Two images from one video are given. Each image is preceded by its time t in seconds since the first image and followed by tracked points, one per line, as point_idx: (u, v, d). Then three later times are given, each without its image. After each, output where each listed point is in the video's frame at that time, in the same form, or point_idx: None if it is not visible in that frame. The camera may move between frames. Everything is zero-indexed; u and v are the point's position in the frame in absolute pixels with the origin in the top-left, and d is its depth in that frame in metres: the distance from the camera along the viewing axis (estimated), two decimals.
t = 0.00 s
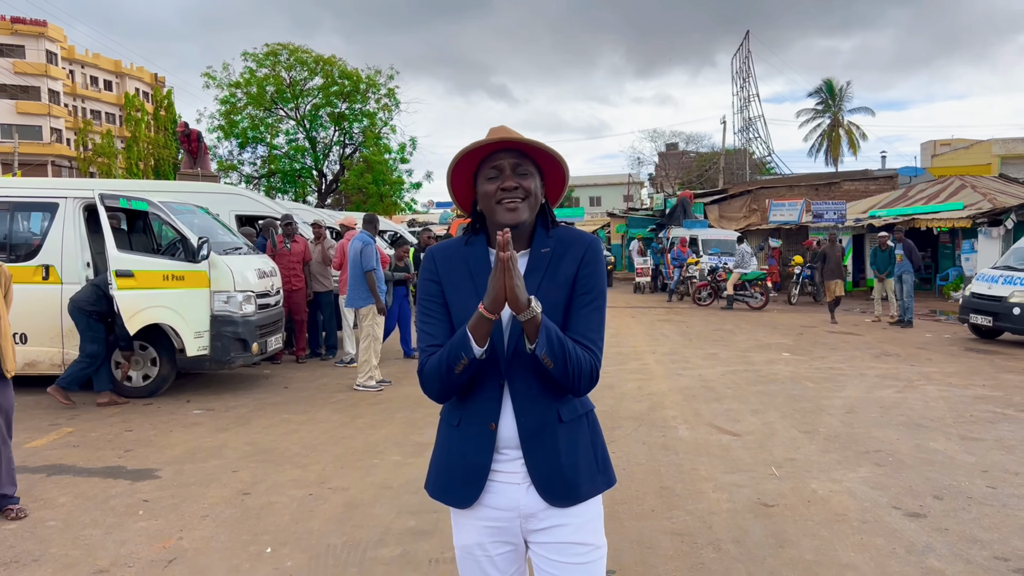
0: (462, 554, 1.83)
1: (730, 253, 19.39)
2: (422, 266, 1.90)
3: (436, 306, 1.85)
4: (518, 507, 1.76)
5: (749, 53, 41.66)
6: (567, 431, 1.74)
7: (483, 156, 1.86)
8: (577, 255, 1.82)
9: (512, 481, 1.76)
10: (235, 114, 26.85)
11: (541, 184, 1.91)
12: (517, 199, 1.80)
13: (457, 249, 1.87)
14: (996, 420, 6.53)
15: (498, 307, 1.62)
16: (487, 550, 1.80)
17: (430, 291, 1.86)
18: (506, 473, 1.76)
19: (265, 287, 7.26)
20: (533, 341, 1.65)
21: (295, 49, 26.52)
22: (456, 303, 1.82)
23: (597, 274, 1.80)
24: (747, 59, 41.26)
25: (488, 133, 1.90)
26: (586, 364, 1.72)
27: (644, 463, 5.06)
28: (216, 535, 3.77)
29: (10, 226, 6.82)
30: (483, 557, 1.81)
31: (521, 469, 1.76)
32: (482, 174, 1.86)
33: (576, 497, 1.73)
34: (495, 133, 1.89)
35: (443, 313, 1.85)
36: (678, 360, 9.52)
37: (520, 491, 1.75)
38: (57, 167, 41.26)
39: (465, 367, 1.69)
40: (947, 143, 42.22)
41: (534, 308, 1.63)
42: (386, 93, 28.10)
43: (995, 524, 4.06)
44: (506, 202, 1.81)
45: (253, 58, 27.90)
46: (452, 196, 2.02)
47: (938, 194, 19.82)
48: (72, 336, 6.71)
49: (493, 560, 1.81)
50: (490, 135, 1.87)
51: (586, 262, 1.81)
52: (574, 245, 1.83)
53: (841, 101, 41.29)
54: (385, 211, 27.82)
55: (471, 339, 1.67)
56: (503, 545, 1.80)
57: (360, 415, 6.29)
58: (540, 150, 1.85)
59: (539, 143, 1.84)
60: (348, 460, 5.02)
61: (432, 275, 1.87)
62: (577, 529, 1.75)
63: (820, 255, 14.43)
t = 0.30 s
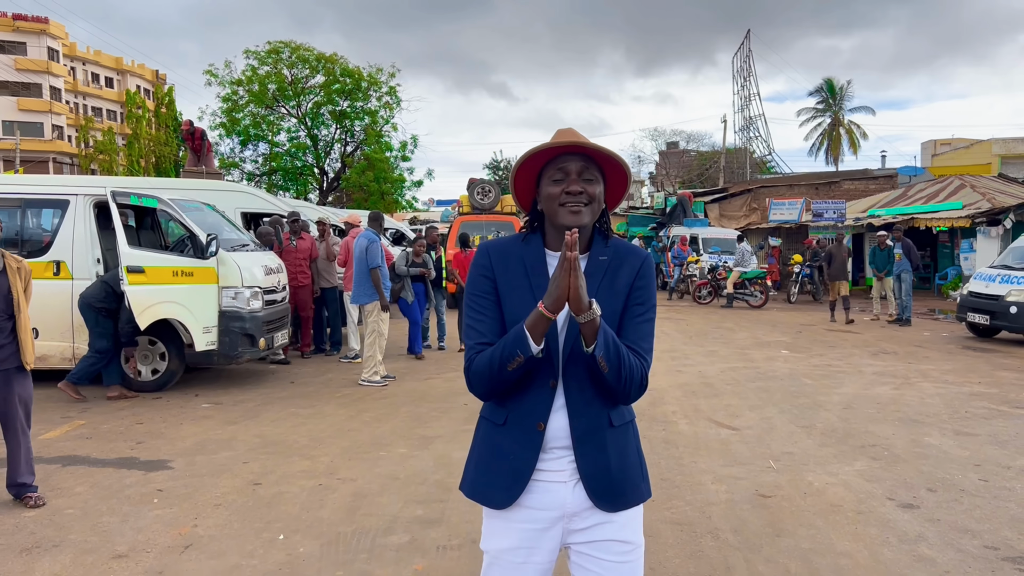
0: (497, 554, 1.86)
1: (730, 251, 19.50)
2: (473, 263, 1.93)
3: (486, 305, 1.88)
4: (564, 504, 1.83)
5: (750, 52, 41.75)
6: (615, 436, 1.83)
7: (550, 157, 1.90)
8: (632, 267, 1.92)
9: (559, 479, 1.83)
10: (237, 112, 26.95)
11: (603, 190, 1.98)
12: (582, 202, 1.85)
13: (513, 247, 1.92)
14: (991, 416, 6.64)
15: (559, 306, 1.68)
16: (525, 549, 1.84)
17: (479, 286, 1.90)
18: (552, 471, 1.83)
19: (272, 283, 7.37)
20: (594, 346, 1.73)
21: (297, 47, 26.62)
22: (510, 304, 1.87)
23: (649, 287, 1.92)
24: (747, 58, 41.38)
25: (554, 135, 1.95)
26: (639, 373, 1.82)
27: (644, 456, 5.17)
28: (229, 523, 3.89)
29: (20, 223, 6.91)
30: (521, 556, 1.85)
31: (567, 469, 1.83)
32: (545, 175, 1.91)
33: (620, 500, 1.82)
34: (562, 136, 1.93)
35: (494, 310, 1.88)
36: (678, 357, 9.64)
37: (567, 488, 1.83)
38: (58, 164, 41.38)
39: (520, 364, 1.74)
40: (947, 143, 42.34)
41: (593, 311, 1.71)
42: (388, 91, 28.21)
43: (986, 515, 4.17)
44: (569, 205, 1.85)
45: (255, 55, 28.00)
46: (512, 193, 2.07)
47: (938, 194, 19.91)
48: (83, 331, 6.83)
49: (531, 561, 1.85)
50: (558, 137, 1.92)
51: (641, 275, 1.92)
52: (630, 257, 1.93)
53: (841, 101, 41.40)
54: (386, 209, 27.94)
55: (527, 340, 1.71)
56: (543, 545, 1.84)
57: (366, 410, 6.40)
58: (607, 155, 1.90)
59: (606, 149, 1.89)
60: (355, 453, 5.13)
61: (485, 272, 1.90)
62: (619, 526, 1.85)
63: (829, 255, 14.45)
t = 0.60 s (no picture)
0: (506, 547, 1.86)
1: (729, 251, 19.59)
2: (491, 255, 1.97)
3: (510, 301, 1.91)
4: (579, 498, 1.86)
5: (750, 51, 41.80)
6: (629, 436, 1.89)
7: (577, 149, 1.96)
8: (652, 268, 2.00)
9: (575, 473, 1.86)
10: (238, 109, 27.04)
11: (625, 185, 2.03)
12: (603, 195, 1.91)
13: (534, 239, 1.97)
14: (983, 414, 6.74)
15: (576, 313, 1.73)
16: (535, 542, 1.86)
17: (497, 280, 1.93)
18: (568, 466, 1.87)
19: (274, 281, 7.46)
20: (618, 350, 1.79)
21: (298, 45, 26.69)
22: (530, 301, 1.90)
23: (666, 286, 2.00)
24: (747, 57, 41.44)
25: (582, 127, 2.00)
26: (663, 370, 1.88)
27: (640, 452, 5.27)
28: (234, 515, 3.98)
29: (26, 220, 6.99)
30: (531, 548, 1.86)
31: (584, 464, 1.87)
32: (570, 165, 1.96)
33: (632, 500, 1.88)
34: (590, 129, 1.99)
35: (510, 307, 1.92)
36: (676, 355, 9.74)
37: (583, 483, 1.86)
38: (58, 161, 41.44)
39: (526, 364, 1.79)
40: (947, 143, 42.40)
41: (615, 318, 1.76)
42: (389, 89, 28.28)
43: (975, 510, 4.27)
44: (591, 197, 1.91)
45: (256, 53, 28.07)
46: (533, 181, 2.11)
47: (936, 194, 20.00)
48: (87, 327, 6.93)
49: (539, 554, 1.88)
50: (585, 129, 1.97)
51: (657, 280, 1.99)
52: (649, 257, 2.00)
53: (841, 100, 41.45)
54: (386, 207, 28.04)
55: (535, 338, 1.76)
56: (551, 537, 1.88)
57: (367, 406, 6.50)
58: (631, 149, 1.95)
59: (630, 142, 1.94)
60: (357, 447, 5.23)
61: (505, 267, 1.93)
62: (628, 521, 1.91)
63: (835, 255, 14.46)
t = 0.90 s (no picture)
0: (492, 550, 1.86)
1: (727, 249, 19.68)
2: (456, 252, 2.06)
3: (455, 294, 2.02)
4: (565, 500, 1.88)
5: (749, 50, 41.86)
6: (620, 431, 1.95)
7: (546, 145, 2.04)
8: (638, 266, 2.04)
9: (561, 474, 1.88)
10: (238, 107, 27.11)
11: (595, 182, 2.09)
12: (572, 187, 1.98)
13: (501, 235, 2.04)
14: (973, 411, 6.83)
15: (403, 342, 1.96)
16: (523, 544, 1.87)
17: (453, 278, 2.02)
18: (553, 468, 1.88)
19: (273, 278, 7.54)
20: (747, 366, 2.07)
21: (298, 43, 26.74)
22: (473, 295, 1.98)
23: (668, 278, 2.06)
24: (747, 57, 41.48)
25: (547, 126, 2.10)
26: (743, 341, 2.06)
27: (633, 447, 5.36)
28: (233, 506, 4.06)
29: (28, 217, 7.06)
30: (518, 552, 1.86)
31: (570, 466, 1.88)
32: (540, 161, 2.05)
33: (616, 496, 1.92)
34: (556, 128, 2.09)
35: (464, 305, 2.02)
36: (671, 353, 9.83)
37: (568, 484, 1.88)
38: (58, 158, 41.49)
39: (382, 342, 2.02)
40: (946, 143, 42.48)
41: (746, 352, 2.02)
42: (388, 87, 28.34)
43: (959, 504, 4.35)
44: (561, 190, 1.98)
45: (257, 51, 28.13)
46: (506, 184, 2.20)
47: (933, 193, 20.08)
48: (89, 323, 7.01)
49: (527, 555, 1.87)
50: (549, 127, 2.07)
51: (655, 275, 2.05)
52: (633, 252, 2.05)
53: (841, 100, 41.52)
54: (386, 205, 28.10)
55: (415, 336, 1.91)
56: (538, 540, 1.88)
57: (365, 401, 6.58)
58: (603, 145, 2.03)
59: (603, 140, 2.02)
60: (354, 441, 5.32)
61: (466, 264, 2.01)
62: (613, 521, 1.94)
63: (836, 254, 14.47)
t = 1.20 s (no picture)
0: (447, 549, 1.86)
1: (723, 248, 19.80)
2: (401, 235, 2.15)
3: (383, 277, 2.13)
4: (521, 497, 1.89)
5: (748, 50, 41.94)
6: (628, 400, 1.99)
7: (480, 139, 2.08)
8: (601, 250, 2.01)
9: (514, 472, 1.89)
10: (237, 105, 27.21)
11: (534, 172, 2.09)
12: (507, 175, 1.99)
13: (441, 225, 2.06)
14: (961, 406, 6.94)
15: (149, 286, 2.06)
16: (479, 542, 1.86)
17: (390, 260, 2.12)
18: (507, 465, 1.90)
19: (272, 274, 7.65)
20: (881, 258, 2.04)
21: (297, 41, 26.83)
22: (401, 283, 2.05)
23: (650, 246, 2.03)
24: (745, 57, 41.53)
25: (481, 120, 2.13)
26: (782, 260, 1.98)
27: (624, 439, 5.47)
28: (232, 494, 4.17)
29: (31, 213, 7.17)
30: (473, 551, 1.86)
31: (524, 462, 1.90)
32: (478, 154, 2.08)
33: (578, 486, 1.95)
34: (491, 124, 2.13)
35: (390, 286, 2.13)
36: (666, 349, 9.95)
37: (522, 481, 1.89)
38: (57, 156, 41.56)
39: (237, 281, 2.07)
40: (944, 142, 42.58)
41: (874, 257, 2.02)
42: (387, 86, 28.45)
43: (941, 493, 4.46)
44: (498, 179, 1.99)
45: (256, 49, 28.21)
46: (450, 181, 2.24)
47: (929, 193, 20.18)
48: (90, 318, 7.11)
49: (487, 553, 1.87)
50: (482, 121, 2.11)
51: (627, 245, 2.02)
52: (589, 235, 2.03)
53: (839, 99, 41.63)
54: (385, 204, 28.22)
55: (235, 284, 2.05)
56: (494, 539, 1.89)
57: (362, 395, 6.68)
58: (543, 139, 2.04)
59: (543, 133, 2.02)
60: (351, 433, 5.42)
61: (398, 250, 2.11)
62: (575, 518, 1.93)
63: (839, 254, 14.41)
